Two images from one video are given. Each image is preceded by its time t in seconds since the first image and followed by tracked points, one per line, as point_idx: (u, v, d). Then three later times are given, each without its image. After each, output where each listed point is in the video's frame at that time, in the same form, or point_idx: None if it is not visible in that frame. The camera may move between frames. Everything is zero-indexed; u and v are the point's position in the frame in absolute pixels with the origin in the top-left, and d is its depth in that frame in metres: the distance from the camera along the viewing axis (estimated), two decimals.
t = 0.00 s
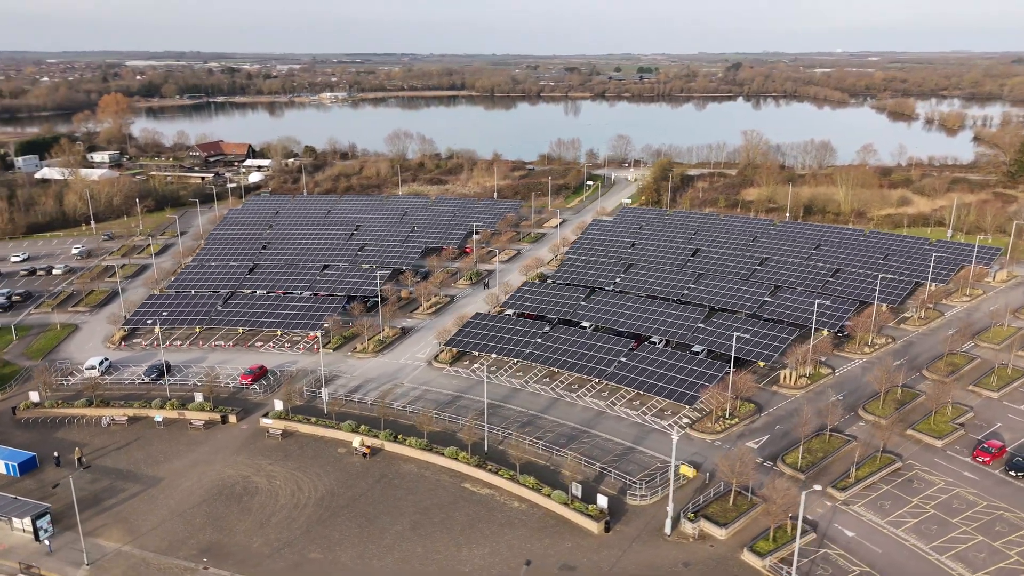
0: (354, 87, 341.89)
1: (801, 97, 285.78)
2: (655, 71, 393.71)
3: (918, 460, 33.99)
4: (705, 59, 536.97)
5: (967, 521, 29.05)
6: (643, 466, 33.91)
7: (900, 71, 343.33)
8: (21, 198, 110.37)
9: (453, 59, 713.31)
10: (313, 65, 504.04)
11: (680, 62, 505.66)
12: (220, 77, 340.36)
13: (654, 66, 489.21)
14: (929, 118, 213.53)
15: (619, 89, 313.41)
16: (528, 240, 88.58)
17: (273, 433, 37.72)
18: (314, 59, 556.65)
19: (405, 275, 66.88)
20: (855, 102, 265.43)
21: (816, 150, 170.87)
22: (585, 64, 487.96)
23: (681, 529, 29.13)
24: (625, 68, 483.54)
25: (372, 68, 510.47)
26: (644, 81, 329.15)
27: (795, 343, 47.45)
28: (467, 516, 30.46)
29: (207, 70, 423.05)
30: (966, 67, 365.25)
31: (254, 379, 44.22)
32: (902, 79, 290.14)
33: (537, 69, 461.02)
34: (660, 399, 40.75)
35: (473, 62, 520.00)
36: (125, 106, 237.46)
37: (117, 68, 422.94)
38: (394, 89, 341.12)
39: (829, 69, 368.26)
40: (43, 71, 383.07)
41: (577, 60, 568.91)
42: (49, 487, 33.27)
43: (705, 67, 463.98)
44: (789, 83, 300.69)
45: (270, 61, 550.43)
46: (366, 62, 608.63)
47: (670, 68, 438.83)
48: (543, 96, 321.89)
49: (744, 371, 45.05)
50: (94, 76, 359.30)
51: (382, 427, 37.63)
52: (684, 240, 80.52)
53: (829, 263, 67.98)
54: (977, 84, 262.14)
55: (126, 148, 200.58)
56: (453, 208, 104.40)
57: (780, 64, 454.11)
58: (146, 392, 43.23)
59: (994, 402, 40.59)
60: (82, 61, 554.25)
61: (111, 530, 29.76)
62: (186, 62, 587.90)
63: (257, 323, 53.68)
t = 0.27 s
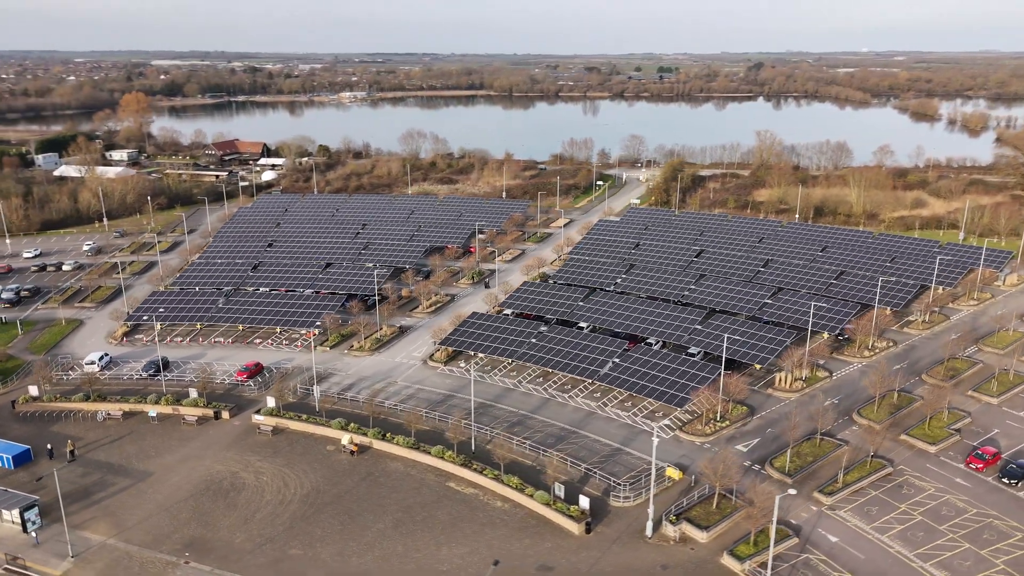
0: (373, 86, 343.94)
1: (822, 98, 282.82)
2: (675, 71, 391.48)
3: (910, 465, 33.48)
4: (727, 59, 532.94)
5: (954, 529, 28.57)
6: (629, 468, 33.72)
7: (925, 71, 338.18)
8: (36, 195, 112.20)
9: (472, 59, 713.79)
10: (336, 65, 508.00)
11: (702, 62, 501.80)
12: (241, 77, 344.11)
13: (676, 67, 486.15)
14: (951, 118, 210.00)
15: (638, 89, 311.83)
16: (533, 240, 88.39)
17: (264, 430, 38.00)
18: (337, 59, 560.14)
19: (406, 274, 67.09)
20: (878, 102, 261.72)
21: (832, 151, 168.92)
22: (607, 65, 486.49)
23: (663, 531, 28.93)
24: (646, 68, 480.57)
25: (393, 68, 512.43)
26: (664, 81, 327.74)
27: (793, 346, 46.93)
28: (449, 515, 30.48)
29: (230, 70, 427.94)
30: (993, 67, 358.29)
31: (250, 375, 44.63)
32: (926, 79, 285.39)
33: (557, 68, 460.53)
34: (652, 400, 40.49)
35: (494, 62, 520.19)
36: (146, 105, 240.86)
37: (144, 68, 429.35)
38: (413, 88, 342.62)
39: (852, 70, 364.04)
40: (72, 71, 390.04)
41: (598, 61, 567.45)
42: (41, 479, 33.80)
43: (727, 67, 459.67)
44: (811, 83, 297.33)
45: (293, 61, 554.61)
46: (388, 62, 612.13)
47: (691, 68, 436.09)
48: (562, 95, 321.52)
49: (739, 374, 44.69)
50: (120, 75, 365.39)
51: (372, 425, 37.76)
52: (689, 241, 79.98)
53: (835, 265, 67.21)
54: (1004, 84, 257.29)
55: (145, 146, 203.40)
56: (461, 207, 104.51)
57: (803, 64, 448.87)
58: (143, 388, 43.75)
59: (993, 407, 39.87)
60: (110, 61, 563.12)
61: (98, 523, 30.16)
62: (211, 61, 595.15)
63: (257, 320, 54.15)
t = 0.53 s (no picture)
0: (392, 86, 345.81)
1: (844, 98, 279.49)
2: (696, 70, 388.74)
3: (900, 471, 32.96)
4: (749, 60, 528.26)
5: (941, 536, 28.12)
6: (614, 469, 33.57)
7: (952, 71, 332.43)
8: (52, 192, 114.06)
9: (492, 58, 713.51)
10: (359, 66, 511.77)
11: (725, 62, 497.66)
12: (263, 76, 347.79)
13: (698, 67, 482.62)
14: (974, 120, 206.34)
15: (657, 89, 310.19)
16: (538, 240, 88.23)
17: (255, 426, 38.30)
18: (360, 58, 563.51)
19: (407, 272, 67.23)
20: (901, 103, 257.72)
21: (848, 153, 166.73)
22: (629, 65, 484.69)
23: (644, 533, 28.74)
24: (668, 68, 476.86)
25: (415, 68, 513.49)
26: (684, 81, 325.94)
27: (790, 348, 46.38)
28: (431, 514, 30.52)
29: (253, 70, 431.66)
30: None
31: (246, 372, 45.02)
32: (952, 80, 280.43)
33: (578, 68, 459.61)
34: (643, 402, 40.23)
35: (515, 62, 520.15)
36: (166, 104, 243.80)
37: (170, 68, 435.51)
38: (432, 88, 343.79)
39: (876, 70, 358.71)
40: (100, 71, 397.15)
41: (620, 61, 565.25)
42: (33, 472, 34.33)
43: (750, 67, 454.67)
44: (834, 83, 293.63)
45: (316, 60, 558.59)
46: (409, 61, 614.90)
47: (713, 68, 432.77)
48: (580, 95, 320.95)
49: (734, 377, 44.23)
50: (144, 74, 370.84)
51: (361, 423, 37.94)
52: (695, 242, 79.41)
53: (840, 268, 66.39)
54: None
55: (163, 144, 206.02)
56: (468, 207, 104.57)
57: (827, 63, 443.09)
58: (140, 383, 44.29)
59: (991, 414, 39.10)
60: (137, 61, 571.39)
61: (84, 516, 30.57)
62: (235, 61, 602.00)
63: (256, 317, 54.61)
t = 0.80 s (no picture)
0: (412, 86, 347.46)
1: (867, 98, 275.88)
2: (718, 70, 385.90)
3: (890, 477, 32.45)
4: (773, 61, 522.32)
5: (926, 544, 27.64)
6: (599, 471, 33.40)
7: (981, 71, 326.13)
8: (67, 190, 116.00)
9: (512, 58, 713.34)
10: (382, 66, 506.33)
11: (748, 62, 493.00)
12: (285, 76, 351.38)
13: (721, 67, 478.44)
14: (999, 121, 202.43)
15: (677, 90, 308.05)
16: (544, 240, 88.01)
17: (246, 423, 38.59)
18: (383, 59, 566.75)
19: (409, 272, 67.40)
20: (925, 103, 253.58)
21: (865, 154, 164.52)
22: (651, 65, 482.45)
23: (623, 536, 28.55)
24: (689, 67, 472.62)
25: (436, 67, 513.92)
26: (705, 80, 323.92)
27: (787, 350, 45.82)
28: (412, 513, 30.56)
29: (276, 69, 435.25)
30: None
31: (241, 368, 45.34)
32: (978, 80, 275.15)
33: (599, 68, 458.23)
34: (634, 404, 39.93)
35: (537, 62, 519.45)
36: (185, 103, 246.86)
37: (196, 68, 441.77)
38: (451, 87, 344.86)
39: (902, 70, 352.96)
40: (129, 71, 404.47)
41: (641, 61, 562.25)
42: (26, 464, 34.87)
43: (773, 66, 448.91)
44: (857, 83, 289.62)
45: (339, 60, 562.61)
46: (430, 61, 617.44)
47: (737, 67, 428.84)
48: (600, 95, 320.20)
49: (729, 379, 43.80)
50: (168, 73, 376.14)
51: (350, 421, 38.07)
52: (700, 243, 78.90)
53: (845, 270, 65.57)
54: None
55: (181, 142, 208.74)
56: (476, 206, 104.68)
57: (853, 63, 435.82)
58: (137, 378, 44.84)
59: (989, 420, 38.36)
60: (165, 61, 579.08)
61: (72, 509, 31.01)
62: (258, 61, 609.04)
63: (255, 314, 55.03)
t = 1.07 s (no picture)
0: (432, 85, 348.71)
1: (891, 99, 272.04)
2: (740, 70, 382.63)
3: (879, 483, 31.99)
4: (798, 62, 515.14)
5: (910, 552, 27.22)
6: (584, 472, 33.25)
7: (1011, 71, 319.45)
8: (83, 187, 118.04)
9: (532, 58, 712.99)
10: (404, 65, 507.08)
11: (777, 60, 492.79)
12: (307, 75, 354.54)
13: (745, 67, 473.42)
14: None
15: (697, 89, 306.20)
16: (550, 240, 87.83)
17: (237, 419, 38.96)
18: (406, 59, 568.44)
19: (411, 271, 67.57)
20: (951, 104, 249.17)
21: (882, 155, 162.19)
22: (680, 65, 481.59)
23: (603, 538, 28.41)
24: (712, 67, 468.17)
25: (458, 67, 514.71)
26: (728, 80, 321.49)
27: (784, 353, 45.26)
28: (395, 512, 30.55)
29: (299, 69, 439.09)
30: None
31: (238, 365, 45.76)
32: (1007, 81, 269.59)
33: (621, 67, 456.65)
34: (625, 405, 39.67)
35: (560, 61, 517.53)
36: (205, 102, 249.92)
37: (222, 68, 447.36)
38: (471, 87, 345.57)
39: (929, 70, 346.96)
40: (157, 70, 411.75)
41: (665, 61, 558.95)
42: (21, 457, 35.52)
43: (797, 66, 442.83)
44: (882, 83, 285.35)
45: (364, 60, 565.10)
46: (451, 61, 619.49)
47: (762, 67, 424.48)
48: (620, 95, 319.04)
49: (724, 383, 43.42)
50: (192, 73, 381.17)
51: (340, 419, 38.26)
52: (706, 245, 78.42)
53: (851, 273, 64.77)
54: None
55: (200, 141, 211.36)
56: (484, 206, 104.80)
57: (880, 63, 428.35)
58: (135, 374, 45.46)
59: (987, 427, 37.68)
60: (189, 60, 586.35)
61: (61, 502, 31.51)
62: (281, 61, 614.77)
63: (255, 312, 55.48)
